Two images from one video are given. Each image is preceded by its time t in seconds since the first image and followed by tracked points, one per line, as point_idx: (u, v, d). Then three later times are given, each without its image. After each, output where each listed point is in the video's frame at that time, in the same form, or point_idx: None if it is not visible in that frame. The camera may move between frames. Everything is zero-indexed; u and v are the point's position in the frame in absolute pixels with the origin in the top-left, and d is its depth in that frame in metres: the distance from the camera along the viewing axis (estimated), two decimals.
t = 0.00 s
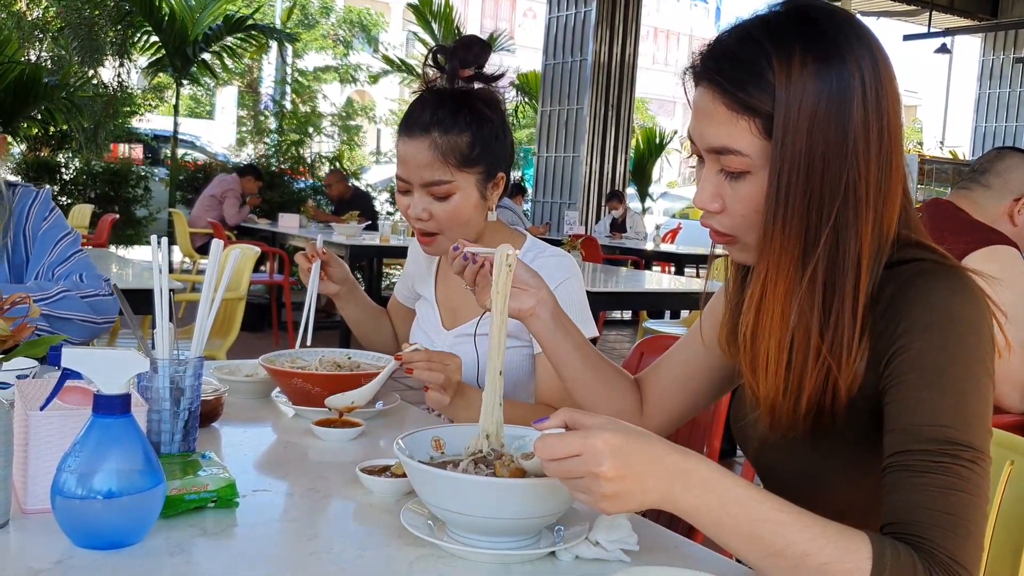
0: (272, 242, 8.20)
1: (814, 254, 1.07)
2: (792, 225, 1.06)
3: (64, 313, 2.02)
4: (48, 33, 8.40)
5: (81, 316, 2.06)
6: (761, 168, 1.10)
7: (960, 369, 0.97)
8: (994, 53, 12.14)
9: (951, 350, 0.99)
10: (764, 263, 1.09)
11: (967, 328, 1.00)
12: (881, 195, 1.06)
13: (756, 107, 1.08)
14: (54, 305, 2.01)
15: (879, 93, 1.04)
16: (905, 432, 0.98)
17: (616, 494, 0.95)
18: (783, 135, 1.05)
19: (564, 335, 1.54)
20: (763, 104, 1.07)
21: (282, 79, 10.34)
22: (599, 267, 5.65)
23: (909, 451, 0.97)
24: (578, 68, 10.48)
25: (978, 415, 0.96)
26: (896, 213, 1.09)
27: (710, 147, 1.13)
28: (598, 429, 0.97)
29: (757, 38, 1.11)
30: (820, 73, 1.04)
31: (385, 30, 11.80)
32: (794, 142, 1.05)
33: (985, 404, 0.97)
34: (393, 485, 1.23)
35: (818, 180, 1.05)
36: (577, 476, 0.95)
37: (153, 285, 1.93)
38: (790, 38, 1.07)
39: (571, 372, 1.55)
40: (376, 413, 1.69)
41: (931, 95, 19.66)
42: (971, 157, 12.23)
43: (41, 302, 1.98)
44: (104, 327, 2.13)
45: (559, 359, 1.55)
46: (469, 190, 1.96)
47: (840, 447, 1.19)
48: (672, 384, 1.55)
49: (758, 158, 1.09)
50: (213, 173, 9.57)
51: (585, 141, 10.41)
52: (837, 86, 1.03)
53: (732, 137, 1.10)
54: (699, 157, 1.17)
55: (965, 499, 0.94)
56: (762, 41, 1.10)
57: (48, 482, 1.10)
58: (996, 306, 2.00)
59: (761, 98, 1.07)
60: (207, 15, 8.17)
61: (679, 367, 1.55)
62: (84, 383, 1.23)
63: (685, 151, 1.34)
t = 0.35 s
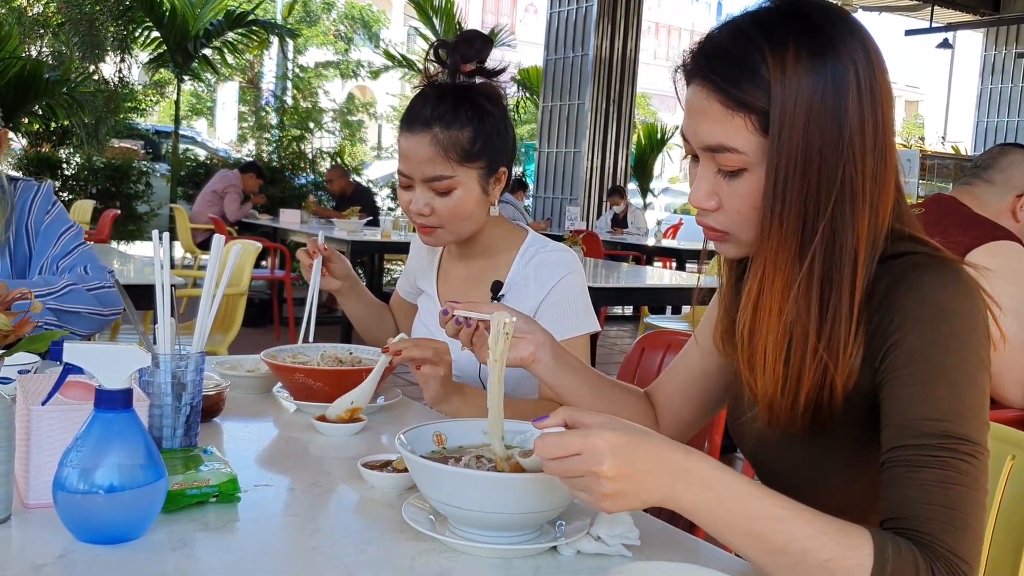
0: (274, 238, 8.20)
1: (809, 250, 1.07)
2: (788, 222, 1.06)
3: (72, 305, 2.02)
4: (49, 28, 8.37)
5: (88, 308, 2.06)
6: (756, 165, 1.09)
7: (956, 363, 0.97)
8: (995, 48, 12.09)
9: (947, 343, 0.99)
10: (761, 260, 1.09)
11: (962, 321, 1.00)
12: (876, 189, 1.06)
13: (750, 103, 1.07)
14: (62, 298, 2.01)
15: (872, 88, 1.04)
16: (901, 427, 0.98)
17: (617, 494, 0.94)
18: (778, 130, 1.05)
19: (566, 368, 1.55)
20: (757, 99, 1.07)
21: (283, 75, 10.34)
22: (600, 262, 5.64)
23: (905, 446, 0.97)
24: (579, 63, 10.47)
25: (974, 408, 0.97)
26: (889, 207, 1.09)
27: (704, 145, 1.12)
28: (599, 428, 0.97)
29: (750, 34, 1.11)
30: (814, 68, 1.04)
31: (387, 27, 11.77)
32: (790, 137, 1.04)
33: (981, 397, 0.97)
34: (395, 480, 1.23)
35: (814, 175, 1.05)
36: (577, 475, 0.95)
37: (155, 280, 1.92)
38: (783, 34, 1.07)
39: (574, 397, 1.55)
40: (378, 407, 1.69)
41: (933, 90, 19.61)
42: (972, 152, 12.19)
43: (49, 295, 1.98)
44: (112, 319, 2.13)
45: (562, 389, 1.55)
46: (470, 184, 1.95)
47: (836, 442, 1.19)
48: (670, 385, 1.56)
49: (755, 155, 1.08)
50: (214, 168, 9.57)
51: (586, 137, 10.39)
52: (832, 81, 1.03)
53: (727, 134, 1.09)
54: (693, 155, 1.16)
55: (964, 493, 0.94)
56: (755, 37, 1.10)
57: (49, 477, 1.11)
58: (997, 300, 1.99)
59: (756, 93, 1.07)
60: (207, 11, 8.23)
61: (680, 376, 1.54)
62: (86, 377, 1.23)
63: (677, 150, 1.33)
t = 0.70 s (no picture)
0: (276, 234, 8.21)
1: (790, 247, 1.07)
2: (767, 218, 1.06)
3: (72, 302, 2.02)
4: (50, 26, 8.36)
5: (90, 303, 2.07)
6: (732, 160, 1.10)
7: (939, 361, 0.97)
8: (997, 45, 12.06)
9: (931, 341, 0.98)
10: (740, 256, 1.09)
11: (947, 320, 0.99)
12: (856, 187, 1.05)
13: (728, 98, 1.08)
14: (62, 294, 2.02)
15: (854, 89, 1.04)
16: (890, 424, 0.98)
17: (618, 496, 0.94)
18: (754, 127, 1.05)
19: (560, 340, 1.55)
20: (735, 94, 1.07)
21: (285, 72, 10.31)
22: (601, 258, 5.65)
23: (900, 443, 0.97)
24: (580, 60, 10.45)
25: (962, 404, 0.96)
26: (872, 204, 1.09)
27: (681, 137, 1.13)
28: (601, 430, 0.97)
29: (732, 30, 1.11)
30: (793, 66, 1.03)
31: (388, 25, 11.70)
32: (767, 135, 1.04)
33: (965, 397, 0.97)
34: (398, 477, 1.23)
35: (792, 174, 1.04)
36: (580, 477, 0.94)
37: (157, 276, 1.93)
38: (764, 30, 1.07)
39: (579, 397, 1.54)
40: (380, 406, 1.69)
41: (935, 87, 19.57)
42: (974, 150, 12.17)
43: (49, 290, 1.99)
44: (113, 313, 2.14)
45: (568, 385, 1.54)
46: (471, 179, 1.95)
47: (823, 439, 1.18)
48: (661, 379, 1.56)
49: (732, 150, 1.09)
50: (216, 166, 9.57)
51: (588, 134, 10.37)
52: (811, 80, 1.03)
53: (703, 127, 1.10)
54: (671, 147, 1.17)
55: (960, 488, 0.94)
56: (737, 32, 1.10)
57: (53, 473, 1.11)
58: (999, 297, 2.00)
59: (734, 88, 1.08)
60: (208, 8, 8.25)
61: (664, 360, 1.56)
62: (89, 373, 1.23)
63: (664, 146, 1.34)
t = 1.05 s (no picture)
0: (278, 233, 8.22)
1: (719, 284, 1.08)
2: (689, 258, 1.08)
3: (63, 294, 2.02)
4: (52, 25, 8.42)
5: (80, 295, 2.07)
6: (652, 201, 1.13)
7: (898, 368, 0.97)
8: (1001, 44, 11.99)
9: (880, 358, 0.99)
10: (661, 297, 1.12)
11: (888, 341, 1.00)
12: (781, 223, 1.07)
13: (649, 140, 1.10)
14: (52, 287, 2.01)
15: (777, 129, 1.05)
16: (862, 430, 0.99)
17: (616, 502, 0.94)
18: (675, 168, 1.06)
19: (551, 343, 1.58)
20: (657, 136, 1.09)
21: (287, 71, 10.32)
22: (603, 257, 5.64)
23: (876, 446, 0.97)
24: (582, 59, 10.43)
25: (928, 398, 0.96)
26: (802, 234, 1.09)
27: (604, 176, 1.16)
28: (601, 436, 0.96)
29: (655, 67, 1.12)
30: (715, 107, 1.04)
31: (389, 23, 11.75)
32: (688, 177, 1.06)
33: (930, 391, 0.97)
34: (399, 476, 1.23)
35: (713, 217, 1.06)
36: (579, 483, 0.94)
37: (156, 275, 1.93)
38: (687, 70, 1.08)
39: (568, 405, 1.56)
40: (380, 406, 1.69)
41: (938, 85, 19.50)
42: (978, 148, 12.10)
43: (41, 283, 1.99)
44: (104, 303, 2.14)
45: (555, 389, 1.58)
46: (469, 176, 1.95)
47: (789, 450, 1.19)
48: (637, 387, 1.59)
49: (653, 189, 1.11)
50: (217, 164, 9.57)
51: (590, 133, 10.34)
52: (733, 121, 1.04)
53: (625, 167, 1.12)
54: (598, 182, 1.20)
55: (944, 482, 0.94)
56: (659, 70, 1.11)
57: (55, 473, 1.11)
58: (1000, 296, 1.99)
59: (655, 130, 1.09)
60: (211, 8, 8.26)
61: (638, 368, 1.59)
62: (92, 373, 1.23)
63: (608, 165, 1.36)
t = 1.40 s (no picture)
0: (279, 232, 8.24)
1: (680, 309, 1.04)
2: (649, 285, 1.04)
3: (61, 290, 2.02)
4: (55, 24, 8.45)
5: (78, 290, 2.06)
6: (614, 228, 1.10)
7: (881, 370, 0.96)
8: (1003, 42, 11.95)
9: (858, 364, 0.97)
10: (618, 326, 1.08)
11: (861, 358, 0.97)
12: (744, 246, 1.02)
13: (609, 167, 1.07)
14: (50, 283, 2.01)
15: (737, 151, 1.01)
16: (851, 433, 0.98)
17: (617, 505, 0.94)
18: (634, 194, 1.03)
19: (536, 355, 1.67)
20: (616, 162, 1.06)
21: (288, 70, 10.33)
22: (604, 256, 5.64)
23: (868, 449, 0.97)
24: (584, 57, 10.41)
25: (915, 394, 0.96)
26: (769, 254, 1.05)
27: (568, 204, 1.13)
28: (600, 439, 0.96)
29: (612, 91, 1.09)
30: (673, 129, 1.01)
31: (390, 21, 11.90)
32: (647, 202, 1.02)
33: (914, 387, 0.96)
34: (401, 474, 1.23)
35: (672, 242, 1.02)
36: (578, 486, 0.94)
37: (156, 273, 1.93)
38: (644, 93, 1.04)
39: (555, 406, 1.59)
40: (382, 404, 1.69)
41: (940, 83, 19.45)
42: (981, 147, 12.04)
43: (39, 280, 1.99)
44: (103, 298, 2.14)
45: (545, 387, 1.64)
46: (469, 175, 1.95)
47: (776, 464, 1.15)
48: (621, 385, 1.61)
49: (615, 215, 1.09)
50: (218, 163, 9.57)
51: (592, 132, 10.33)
52: (691, 143, 1.00)
53: (588, 195, 1.10)
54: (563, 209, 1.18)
55: (942, 478, 0.95)
56: (615, 95, 1.08)
57: (58, 470, 1.11)
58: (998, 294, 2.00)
59: (615, 157, 1.06)
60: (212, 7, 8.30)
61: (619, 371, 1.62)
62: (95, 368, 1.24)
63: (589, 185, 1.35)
